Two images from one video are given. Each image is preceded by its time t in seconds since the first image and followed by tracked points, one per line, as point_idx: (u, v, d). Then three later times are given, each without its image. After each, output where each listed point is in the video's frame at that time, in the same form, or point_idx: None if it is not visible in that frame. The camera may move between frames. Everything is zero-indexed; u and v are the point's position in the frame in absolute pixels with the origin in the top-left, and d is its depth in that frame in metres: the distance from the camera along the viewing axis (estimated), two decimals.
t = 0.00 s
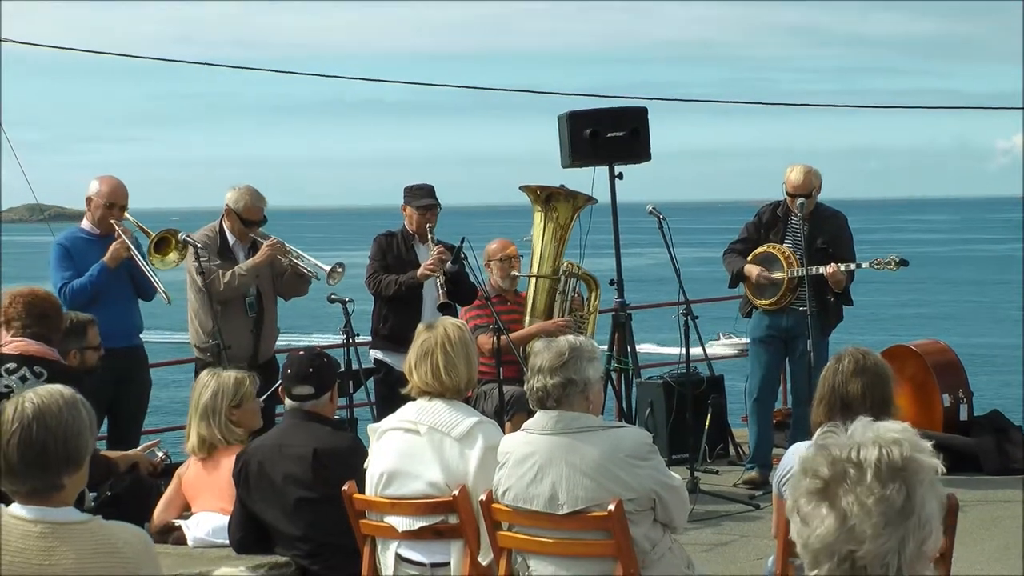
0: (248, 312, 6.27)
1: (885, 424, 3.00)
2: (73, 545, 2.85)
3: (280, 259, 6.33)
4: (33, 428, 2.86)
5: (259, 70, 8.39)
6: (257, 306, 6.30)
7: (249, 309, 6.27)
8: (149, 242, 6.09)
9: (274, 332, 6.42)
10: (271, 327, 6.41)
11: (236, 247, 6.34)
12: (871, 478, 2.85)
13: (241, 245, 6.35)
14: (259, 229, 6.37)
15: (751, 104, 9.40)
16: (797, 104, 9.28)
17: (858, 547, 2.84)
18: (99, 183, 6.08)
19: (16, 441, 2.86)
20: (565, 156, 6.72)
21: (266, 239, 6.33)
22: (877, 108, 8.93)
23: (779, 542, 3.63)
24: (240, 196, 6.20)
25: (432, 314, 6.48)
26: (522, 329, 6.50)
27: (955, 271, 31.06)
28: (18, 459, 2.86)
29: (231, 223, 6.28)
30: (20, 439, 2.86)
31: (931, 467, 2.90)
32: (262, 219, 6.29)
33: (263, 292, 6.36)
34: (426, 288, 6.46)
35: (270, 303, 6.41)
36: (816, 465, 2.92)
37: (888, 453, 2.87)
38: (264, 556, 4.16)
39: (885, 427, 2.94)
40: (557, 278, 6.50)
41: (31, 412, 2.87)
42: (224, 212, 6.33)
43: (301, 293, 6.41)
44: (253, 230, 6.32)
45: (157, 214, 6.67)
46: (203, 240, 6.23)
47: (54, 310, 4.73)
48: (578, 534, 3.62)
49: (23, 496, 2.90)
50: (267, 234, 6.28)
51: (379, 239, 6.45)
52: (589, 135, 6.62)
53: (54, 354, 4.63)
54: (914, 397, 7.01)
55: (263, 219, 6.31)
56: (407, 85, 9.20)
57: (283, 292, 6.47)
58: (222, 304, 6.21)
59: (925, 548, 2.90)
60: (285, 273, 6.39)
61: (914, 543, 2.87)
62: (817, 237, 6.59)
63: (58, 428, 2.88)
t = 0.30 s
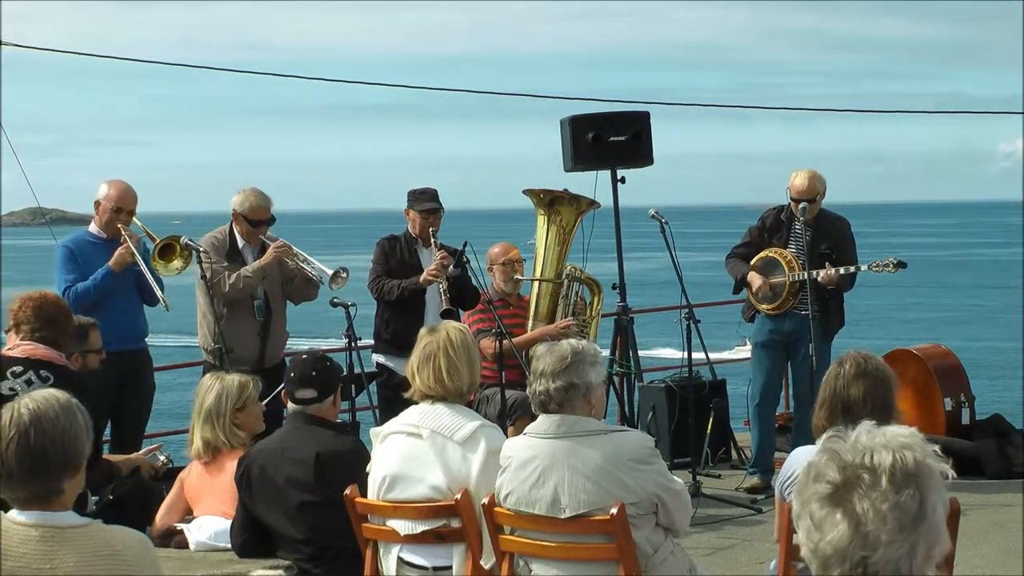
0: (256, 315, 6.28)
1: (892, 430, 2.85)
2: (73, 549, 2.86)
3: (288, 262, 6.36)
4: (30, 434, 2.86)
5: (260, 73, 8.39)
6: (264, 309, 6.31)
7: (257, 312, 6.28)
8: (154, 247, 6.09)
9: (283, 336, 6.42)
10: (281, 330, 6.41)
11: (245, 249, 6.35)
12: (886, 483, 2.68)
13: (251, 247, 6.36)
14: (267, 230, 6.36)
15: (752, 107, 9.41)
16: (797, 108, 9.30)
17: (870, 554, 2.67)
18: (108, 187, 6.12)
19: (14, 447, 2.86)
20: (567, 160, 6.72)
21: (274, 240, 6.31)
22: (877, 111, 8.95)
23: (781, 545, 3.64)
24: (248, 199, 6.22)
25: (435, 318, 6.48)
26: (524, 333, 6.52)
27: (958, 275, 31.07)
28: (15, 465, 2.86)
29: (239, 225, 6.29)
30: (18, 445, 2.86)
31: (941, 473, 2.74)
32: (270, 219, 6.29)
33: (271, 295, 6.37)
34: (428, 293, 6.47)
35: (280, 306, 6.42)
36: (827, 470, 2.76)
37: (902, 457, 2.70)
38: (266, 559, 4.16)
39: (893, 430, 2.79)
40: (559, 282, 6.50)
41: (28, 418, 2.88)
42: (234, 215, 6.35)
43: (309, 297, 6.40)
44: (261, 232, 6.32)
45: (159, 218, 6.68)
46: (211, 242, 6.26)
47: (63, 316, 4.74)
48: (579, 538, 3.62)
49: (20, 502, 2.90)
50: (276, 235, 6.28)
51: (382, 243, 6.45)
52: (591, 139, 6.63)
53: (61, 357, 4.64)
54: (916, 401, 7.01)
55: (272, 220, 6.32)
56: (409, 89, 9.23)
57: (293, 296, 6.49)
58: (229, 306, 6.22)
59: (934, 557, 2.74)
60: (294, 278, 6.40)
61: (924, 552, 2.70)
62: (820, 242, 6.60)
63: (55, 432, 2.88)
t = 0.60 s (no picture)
0: (258, 314, 6.29)
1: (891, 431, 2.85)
2: (70, 547, 2.86)
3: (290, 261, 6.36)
4: (23, 435, 2.88)
5: (259, 73, 8.39)
6: (266, 308, 6.31)
7: (258, 311, 6.29)
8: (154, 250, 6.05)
9: (284, 335, 6.42)
10: (282, 329, 6.41)
11: (247, 248, 6.35)
12: (890, 487, 2.68)
13: (254, 246, 6.37)
14: (271, 231, 6.37)
15: (751, 107, 9.41)
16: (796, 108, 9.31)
17: (875, 557, 2.67)
18: (110, 186, 6.10)
19: (8, 449, 2.88)
20: (567, 160, 6.72)
21: (278, 240, 6.32)
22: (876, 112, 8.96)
23: (781, 545, 3.64)
24: (254, 198, 6.21)
25: (436, 316, 6.49)
26: (523, 332, 6.51)
27: (957, 275, 31.07)
28: (10, 467, 2.88)
29: (244, 224, 6.30)
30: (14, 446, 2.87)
31: (943, 474, 2.74)
32: (275, 221, 6.29)
33: (273, 295, 6.37)
34: (429, 289, 6.47)
35: (281, 306, 6.42)
36: (829, 474, 2.74)
37: (905, 460, 2.70)
38: (266, 559, 4.16)
39: (894, 432, 2.78)
40: (558, 282, 6.49)
41: (18, 419, 2.90)
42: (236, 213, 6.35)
43: (310, 297, 6.41)
44: (264, 232, 6.33)
45: (158, 217, 6.67)
46: (213, 242, 6.26)
47: (66, 317, 4.73)
48: (580, 537, 3.62)
49: (14, 505, 2.91)
50: (278, 235, 6.28)
51: (382, 242, 6.45)
52: (591, 138, 6.63)
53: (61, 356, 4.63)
54: (916, 400, 7.01)
55: (276, 221, 6.32)
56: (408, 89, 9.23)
57: (296, 296, 6.49)
58: (231, 304, 6.24)
59: (936, 558, 2.74)
60: (296, 278, 6.41)
61: (928, 553, 2.71)
62: (820, 241, 6.60)
63: (49, 431, 2.91)
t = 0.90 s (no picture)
0: (257, 314, 6.29)
1: (895, 431, 2.75)
2: (68, 546, 2.86)
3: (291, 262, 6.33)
4: (20, 434, 2.87)
5: (258, 72, 8.38)
6: (265, 309, 6.32)
7: (257, 311, 6.29)
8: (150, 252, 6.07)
9: (282, 335, 6.43)
10: (280, 329, 6.41)
11: (246, 248, 6.35)
12: (911, 489, 2.56)
13: (253, 246, 6.36)
14: (272, 232, 6.37)
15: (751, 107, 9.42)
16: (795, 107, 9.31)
17: (893, 561, 2.56)
18: (100, 186, 6.09)
19: (6, 449, 2.87)
20: (567, 159, 6.72)
21: (278, 240, 6.32)
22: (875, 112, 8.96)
23: (781, 545, 3.64)
24: (255, 198, 6.21)
25: (436, 315, 6.48)
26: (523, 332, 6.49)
27: (957, 274, 31.07)
28: (7, 464, 2.87)
29: (243, 224, 6.30)
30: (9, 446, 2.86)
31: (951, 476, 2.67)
32: (274, 222, 6.29)
33: (272, 295, 6.37)
34: (429, 287, 6.46)
35: (280, 306, 6.42)
36: (845, 476, 2.61)
37: (922, 460, 2.60)
38: (266, 558, 4.17)
39: (900, 433, 2.69)
40: (555, 281, 6.50)
41: (14, 417, 2.89)
42: (236, 213, 6.34)
43: (309, 298, 6.42)
44: (265, 233, 6.32)
45: (157, 217, 6.67)
46: (212, 243, 6.25)
47: (55, 316, 4.73)
48: (580, 537, 3.62)
49: (10, 504, 2.91)
50: (278, 236, 6.28)
51: (382, 241, 6.44)
52: (591, 138, 6.63)
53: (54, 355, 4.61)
54: (916, 400, 7.01)
55: (276, 222, 6.32)
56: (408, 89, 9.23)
57: (294, 296, 6.50)
58: (230, 305, 6.23)
59: (942, 561, 2.66)
60: (295, 278, 6.41)
61: (939, 556, 2.62)
62: (819, 238, 6.60)
63: (45, 430, 2.90)
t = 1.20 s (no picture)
0: (253, 314, 6.29)
1: (897, 431, 2.68)
2: (65, 546, 2.86)
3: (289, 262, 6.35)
4: (19, 432, 2.86)
5: (258, 72, 8.38)
6: (261, 309, 6.33)
7: (253, 311, 6.30)
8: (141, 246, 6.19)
9: (277, 335, 6.43)
10: (276, 329, 6.42)
11: (243, 248, 6.35)
12: (916, 486, 2.48)
13: (249, 246, 6.36)
14: (268, 232, 6.36)
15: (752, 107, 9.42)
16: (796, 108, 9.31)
17: (898, 559, 2.46)
18: (84, 186, 6.08)
19: (6, 448, 2.86)
20: (567, 159, 6.71)
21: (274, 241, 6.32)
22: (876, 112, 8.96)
23: (781, 545, 3.64)
24: (252, 198, 6.21)
25: (436, 314, 6.48)
26: (522, 332, 6.50)
27: (957, 274, 31.07)
28: (7, 463, 2.87)
29: (240, 224, 6.30)
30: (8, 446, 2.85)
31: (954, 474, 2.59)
32: (271, 222, 6.31)
33: (268, 295, 6.37)
34: (429, 287, 6.46)
35: (275, 308, 6.42)
36: (848, 474, 2.53)
37: (925, 457, 2.52)
38: (266, 558, 4.17)
39: (902, 432, 2.62)
40: (553, 281, 6.50)
41: (13, 415, 2.88)
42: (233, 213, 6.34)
43: (305, 297, 6.46)
44: (262, 232, 6.33)
45: (156, 216, 6.67)
46: (209, 241, 6.27)
47: (37, 313, 4.74)
48: (580, 537, 3.62)
49: (9, 503, 2.91)
50: (276, 237, 6.28)
51: (383, 241, 6.44)
52: (591, 137, 6.63)
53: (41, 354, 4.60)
54: (916, 399, 7.01)
55: (272, 222, 6.33)
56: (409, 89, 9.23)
57: (288, 296, 6.50)
58: (227, 304, 6.22)
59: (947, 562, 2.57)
60: (291, 277, 6.42)
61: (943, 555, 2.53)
62: (819, 239, 6.60)
63: (44, 428, 2.89)
